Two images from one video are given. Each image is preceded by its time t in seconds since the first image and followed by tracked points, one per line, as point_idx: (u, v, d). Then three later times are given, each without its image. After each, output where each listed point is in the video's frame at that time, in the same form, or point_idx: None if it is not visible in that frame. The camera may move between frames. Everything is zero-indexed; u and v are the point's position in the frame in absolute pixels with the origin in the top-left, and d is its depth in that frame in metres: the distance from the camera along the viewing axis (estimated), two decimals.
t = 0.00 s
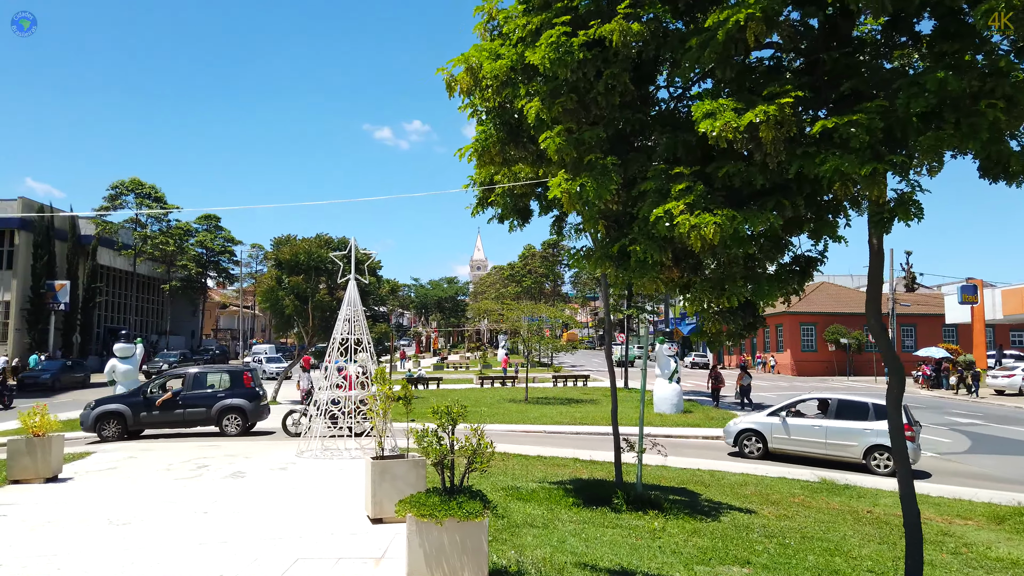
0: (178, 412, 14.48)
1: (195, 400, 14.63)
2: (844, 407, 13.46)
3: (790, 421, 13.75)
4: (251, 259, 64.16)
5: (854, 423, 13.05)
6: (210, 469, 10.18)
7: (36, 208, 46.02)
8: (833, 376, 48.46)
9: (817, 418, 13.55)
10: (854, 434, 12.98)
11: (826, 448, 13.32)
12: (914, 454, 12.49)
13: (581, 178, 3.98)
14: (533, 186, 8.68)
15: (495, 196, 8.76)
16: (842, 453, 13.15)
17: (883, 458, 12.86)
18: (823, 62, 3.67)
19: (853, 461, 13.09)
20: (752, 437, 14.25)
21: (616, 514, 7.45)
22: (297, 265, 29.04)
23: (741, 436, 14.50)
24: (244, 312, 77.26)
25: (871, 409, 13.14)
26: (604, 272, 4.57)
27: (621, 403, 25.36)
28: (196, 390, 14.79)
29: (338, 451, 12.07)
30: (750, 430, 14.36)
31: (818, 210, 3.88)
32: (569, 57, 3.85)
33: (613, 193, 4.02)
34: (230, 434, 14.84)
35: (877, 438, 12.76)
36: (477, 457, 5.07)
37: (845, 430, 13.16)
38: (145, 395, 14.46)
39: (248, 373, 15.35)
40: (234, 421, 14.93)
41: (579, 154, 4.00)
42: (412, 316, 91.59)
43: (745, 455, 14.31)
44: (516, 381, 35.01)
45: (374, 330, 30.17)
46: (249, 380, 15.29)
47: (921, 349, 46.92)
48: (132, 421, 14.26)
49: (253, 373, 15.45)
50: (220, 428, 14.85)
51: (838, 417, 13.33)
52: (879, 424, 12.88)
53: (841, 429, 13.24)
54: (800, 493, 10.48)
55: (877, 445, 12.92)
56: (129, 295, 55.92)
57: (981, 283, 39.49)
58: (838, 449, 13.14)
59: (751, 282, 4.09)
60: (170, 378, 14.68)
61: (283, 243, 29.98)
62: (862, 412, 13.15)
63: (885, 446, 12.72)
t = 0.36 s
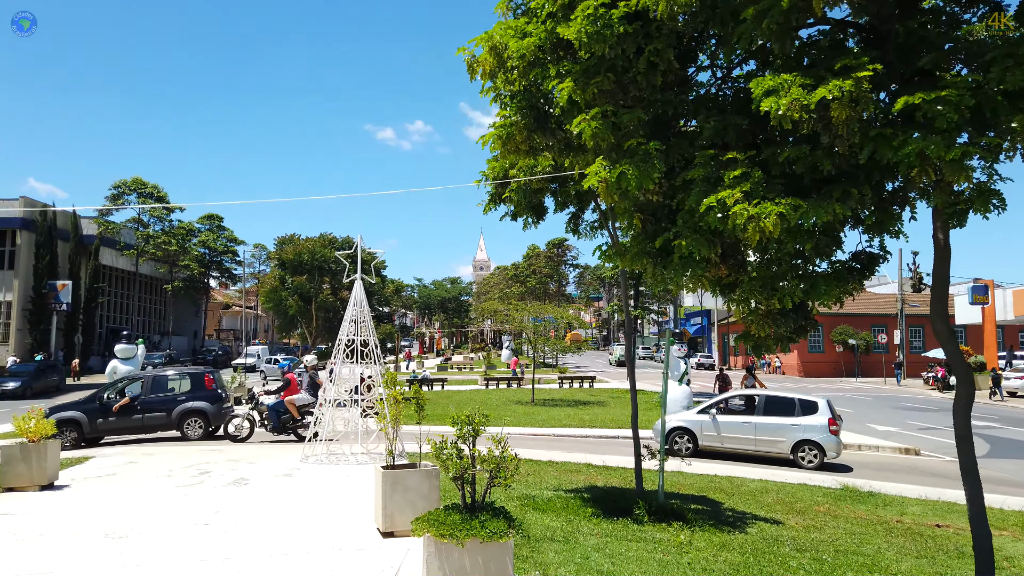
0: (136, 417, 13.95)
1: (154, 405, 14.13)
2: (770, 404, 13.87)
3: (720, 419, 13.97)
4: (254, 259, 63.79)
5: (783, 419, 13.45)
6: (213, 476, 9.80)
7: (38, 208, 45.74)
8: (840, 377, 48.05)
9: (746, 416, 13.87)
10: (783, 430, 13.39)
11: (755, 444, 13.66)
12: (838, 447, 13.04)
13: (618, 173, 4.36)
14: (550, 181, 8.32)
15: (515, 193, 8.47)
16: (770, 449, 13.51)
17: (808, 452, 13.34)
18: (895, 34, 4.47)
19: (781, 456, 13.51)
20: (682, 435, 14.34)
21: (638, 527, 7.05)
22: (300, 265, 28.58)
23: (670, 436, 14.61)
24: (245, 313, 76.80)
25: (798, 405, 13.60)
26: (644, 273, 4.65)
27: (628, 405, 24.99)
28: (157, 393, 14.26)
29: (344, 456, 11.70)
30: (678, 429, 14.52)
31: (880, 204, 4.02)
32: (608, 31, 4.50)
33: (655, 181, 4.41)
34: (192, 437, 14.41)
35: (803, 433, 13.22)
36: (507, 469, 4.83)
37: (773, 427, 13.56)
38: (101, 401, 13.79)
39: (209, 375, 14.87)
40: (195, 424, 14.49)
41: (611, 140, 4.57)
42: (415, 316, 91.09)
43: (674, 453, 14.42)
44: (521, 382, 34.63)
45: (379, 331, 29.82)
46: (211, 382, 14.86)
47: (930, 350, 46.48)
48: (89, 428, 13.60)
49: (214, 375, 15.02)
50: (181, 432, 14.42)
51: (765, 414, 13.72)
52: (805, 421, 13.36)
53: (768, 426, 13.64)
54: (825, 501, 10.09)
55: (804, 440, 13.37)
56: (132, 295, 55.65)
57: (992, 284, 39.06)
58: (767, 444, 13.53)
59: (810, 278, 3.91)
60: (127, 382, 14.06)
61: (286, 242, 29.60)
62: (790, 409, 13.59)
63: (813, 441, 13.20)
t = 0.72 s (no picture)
0: (96, 420, 13.51)
1: (115, 407, 13.64)
2: (694, 396, 14.31)
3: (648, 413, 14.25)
4: (257, 259, 63.41)
5: (709, 412, 13.92)
6: (210, 478, 9.41)
7: (39, 207, 45.45)
8: (847, 376, 47.55)
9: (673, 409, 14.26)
10: (709, 423, 13.85)
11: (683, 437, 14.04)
12: (762, 438, 13.70)
13: (651, 141, 4.54)
14: (561, 170, 7.90)
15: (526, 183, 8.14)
16: (697, 442, 13.94)
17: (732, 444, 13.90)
18: None
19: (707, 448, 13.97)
20: (611, 429, 14.57)
21: (659, 534, 6.63)
22: (303, 263, 28.09)
23: (597, 429, 14.72)
24: (248, 313, 76.48)
25: (722, 398, 14.10)
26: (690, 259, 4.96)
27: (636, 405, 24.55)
28: (117, 394, 13.76)
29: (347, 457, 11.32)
30: (605, 422, 14.65)
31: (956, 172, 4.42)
32: None
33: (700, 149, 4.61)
34: (156, 440, 13.86)
35: (729, 426, 13.76)
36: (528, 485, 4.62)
37: (700, 420, 14.00)
38: (60, 404, 13.36)
39: (173, 374, 14.27)
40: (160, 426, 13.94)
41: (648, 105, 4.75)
42: (418, 316, 90.67)
43: (601, 447, 14.56)
44: (526, 382, 34.20)
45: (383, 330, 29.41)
46: (175, 382, 14.29)
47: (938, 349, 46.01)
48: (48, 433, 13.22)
49: (178, 374, 14.44)
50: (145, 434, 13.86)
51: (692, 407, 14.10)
52: (729, 413, 13.90)
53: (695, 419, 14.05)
54: (848, 505, 9.68)
55: (729, 433, 13.87)
56: (134, 295, 55.34)
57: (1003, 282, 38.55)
58: (694, 438, 13.93)
59: (879, 267, 4.39)
60: (87, 384, 13.59)
61: (288, 240, 29.18)
62: (715, 402, 14.04)
63: (737, 434, 13.76)
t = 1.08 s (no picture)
0: (71, 425, 13.22)
1: (89, 411, 13.28)
2: (626, 393, 14.49)
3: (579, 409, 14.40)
4: (263, 259, 63.17)
5: (639, 408, 14.14)
6: (213, 484, 9.06)
7: (45, 207, 45.31)
8: (858, 376, 47.04)
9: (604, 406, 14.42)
10: (639, 418, 14.07)
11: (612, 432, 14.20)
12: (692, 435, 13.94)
13: (705, 115, 4.29)
14: (581, 159, 7.47)
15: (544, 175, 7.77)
16: (626, 438, 14.13)
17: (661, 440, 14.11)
18: None
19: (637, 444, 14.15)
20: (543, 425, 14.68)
21: (686, 546, 6.25)
22: (309, 262, 27.74)
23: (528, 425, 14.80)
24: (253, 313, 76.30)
25: (654, 394, 14.35)
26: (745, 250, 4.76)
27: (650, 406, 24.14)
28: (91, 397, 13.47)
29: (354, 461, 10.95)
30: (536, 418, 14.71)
31: None
32: None
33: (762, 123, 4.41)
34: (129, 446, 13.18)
35: (659, 421, 13.99)
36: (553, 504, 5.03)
37: (631, 415, 14.22)
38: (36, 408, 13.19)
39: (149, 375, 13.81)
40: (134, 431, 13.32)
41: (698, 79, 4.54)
42: (424, 316, 90.39)
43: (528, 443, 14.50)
44: (534, 383, 33.83)
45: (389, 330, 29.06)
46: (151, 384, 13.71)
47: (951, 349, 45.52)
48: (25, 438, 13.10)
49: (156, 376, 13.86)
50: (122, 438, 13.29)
51: (623, 403, 14.29)
52: (660, 409, 14.15)
53: (625, 415, 14.29)
54: (877, 512, 9.28)
55: (659, 429, 14.08)
56: (139, 295, 55.16)
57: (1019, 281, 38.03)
58: (624, 434, 14.11)
59: (955, 260, 4.23)
60: (62, 388, 13.35)
61: (294, 239, 28.81)
62: (646, 398, 14.31)
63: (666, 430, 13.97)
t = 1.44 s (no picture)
0: (57, 429, 13.12)
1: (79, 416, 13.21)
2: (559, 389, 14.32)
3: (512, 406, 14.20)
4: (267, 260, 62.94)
5: (574, 405, 13.96)
6: (216, 492, 8.69)
7: (49, 208, 45.10)
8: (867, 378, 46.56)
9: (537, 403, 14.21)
10: (574, 415, 13.89)
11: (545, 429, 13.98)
12: (626, 432, 13.79)
13: (786, 75, 3.93)
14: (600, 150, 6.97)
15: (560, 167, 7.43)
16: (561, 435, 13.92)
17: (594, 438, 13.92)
18: None
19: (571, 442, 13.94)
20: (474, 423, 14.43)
21: (716, 561, 5.87)
22: (313, 262, 27.34)
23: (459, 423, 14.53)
24: (257, 314, 76.10)
25: (588, 391, 14.19)
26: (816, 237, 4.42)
27: (659, 409, 23.74)
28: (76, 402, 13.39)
29: (362, 468, 10.55)
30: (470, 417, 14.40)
31: None
32: None
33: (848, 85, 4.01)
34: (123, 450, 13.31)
35: (593, 419, 13.82)
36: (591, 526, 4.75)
37: (565, 413, 14.02)
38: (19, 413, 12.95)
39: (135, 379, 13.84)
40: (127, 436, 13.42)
41: (768, 36, 4.19)
42: (428, 318, 90.17)
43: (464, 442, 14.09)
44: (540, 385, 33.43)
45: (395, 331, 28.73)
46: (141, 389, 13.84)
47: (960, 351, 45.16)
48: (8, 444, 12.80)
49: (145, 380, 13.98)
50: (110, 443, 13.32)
51: (557, 400, 14.09)
52: (594, 406, 14.00)
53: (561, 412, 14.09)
54: (908, 521, 8.88)
55: (594, 426, 13.89)
56: (143, 297, 54.94)
57: None
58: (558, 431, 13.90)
59: None
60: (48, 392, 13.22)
61: (298, 239, 28.45)
62: (580, 395, 14.12)
63: (601, 426, 13.80)
